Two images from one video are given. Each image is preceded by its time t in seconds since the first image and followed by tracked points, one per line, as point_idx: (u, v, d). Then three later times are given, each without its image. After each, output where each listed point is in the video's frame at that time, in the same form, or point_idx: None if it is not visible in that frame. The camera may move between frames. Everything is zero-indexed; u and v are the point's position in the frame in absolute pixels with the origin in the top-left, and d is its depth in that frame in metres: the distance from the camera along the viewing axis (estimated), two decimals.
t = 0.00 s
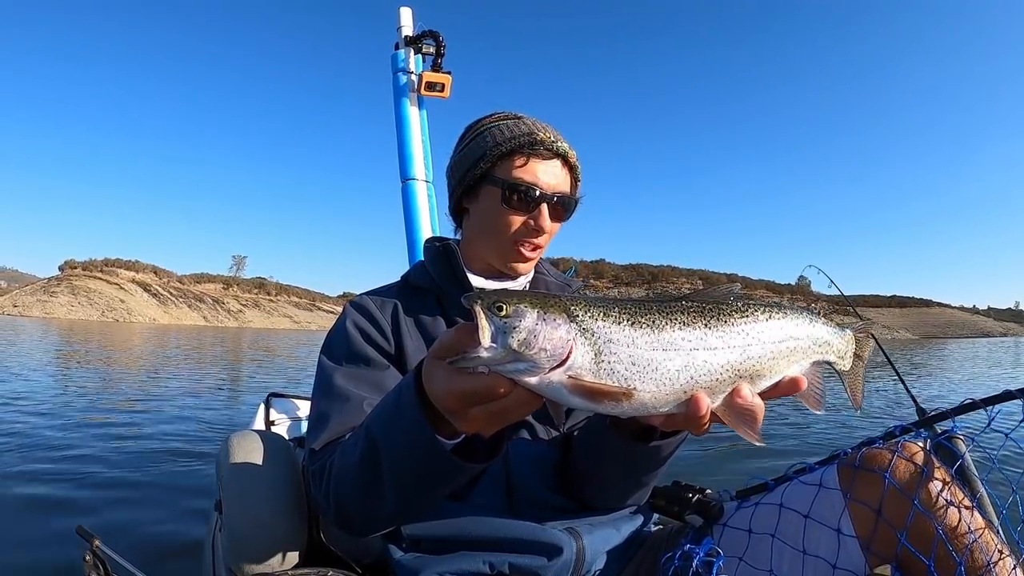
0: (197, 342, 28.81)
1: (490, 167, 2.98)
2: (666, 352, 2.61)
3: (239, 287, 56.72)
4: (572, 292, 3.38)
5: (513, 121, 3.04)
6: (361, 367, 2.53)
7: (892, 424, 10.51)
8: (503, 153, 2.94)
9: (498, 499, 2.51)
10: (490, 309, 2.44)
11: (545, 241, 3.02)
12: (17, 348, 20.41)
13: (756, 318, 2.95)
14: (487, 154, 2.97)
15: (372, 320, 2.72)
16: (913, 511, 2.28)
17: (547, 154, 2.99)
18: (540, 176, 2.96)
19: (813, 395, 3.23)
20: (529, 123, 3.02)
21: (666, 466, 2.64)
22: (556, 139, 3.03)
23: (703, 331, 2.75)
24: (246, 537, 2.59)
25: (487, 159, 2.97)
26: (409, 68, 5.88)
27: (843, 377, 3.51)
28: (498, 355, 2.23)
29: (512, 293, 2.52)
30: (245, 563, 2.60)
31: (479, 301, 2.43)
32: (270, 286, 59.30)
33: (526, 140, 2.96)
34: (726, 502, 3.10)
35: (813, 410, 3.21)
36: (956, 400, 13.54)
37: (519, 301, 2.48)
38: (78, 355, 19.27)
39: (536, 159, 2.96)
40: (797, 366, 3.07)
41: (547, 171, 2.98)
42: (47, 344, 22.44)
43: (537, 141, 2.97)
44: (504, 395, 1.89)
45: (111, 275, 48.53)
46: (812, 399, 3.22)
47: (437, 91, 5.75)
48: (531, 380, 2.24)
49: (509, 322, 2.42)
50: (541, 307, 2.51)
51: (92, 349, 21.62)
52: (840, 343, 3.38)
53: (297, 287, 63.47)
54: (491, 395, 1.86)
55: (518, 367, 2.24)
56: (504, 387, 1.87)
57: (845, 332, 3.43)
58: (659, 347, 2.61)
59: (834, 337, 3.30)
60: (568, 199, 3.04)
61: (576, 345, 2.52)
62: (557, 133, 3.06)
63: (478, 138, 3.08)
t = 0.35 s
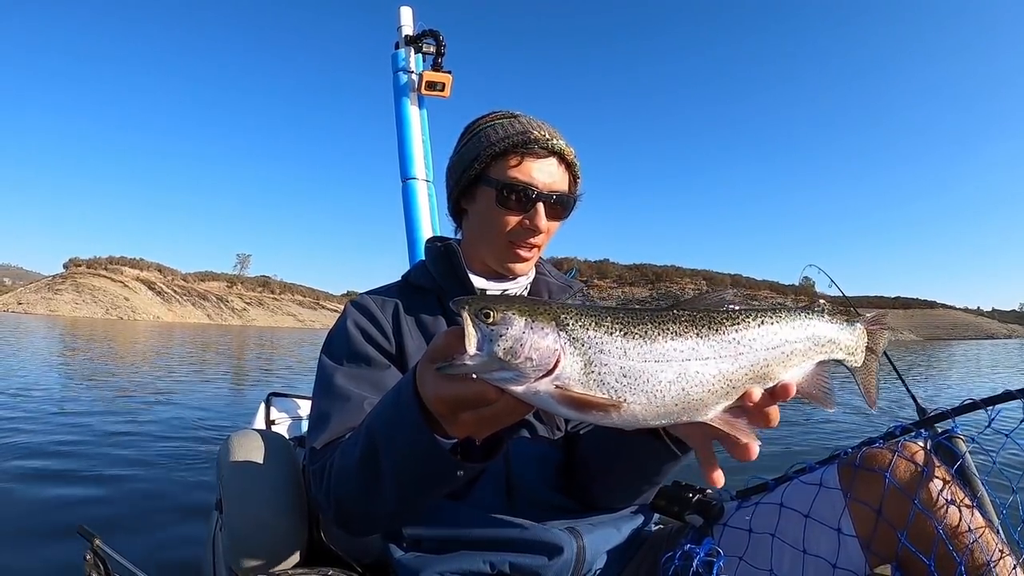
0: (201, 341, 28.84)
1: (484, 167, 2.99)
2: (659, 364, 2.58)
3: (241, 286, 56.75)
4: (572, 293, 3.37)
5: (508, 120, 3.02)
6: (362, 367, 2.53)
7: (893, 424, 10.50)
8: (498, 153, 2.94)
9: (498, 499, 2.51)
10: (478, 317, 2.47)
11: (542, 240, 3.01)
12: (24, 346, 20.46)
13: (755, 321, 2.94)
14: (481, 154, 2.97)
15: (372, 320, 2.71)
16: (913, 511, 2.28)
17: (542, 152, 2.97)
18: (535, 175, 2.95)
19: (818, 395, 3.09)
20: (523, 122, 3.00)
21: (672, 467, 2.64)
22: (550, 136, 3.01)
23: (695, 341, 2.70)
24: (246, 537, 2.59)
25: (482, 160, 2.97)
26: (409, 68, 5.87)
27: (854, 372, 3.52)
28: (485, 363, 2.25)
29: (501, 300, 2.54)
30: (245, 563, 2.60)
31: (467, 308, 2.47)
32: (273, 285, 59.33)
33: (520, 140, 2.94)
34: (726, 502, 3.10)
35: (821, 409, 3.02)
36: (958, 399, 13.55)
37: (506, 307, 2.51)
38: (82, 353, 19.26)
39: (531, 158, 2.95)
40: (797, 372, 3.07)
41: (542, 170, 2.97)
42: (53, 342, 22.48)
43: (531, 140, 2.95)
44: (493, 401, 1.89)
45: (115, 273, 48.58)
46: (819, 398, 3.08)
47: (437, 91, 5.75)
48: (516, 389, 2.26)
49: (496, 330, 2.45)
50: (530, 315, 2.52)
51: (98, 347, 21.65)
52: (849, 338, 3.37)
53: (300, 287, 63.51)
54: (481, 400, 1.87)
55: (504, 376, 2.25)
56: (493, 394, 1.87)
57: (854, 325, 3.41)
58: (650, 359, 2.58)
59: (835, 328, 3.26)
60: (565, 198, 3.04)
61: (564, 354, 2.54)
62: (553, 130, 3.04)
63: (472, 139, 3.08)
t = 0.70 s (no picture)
0: (205, 340, 28.88)
1: (479, 166, 2.99)
2: (657, 363, 2.61)
3: (244, 286, 56.80)
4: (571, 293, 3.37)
5: (503, 119, 3.01)
6: (361, 368, 2.53)
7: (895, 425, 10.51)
8: (492, 152, 2.94)
9: (497, 498, 2.50)
10: (478, 306, 2.45)
11: (537, 239, 3.01)
12: (32, 346, 20.51)
13: (758, 331, 2.96)
14: (476, 153, 2.97)
15: (371, 321, 2.71)
16: (913, 511, 2.28)
17: (536, 151, 2.96)
18: (529, 174, 2.94)
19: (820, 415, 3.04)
20: (519, 121, 2.99)
21: (673, 469, 2.64)
22: (545, 135, 2.99)
23: (694, 343, 2.74)
24: (245, 537, 2.59)
25: (476, 160, 2.98)
26: (409, 67, 5.87)
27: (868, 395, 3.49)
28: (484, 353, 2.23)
29: (501, 292, 2.53)
30: (244, 564, 2.60)
31: (467, 297, 2.44)
32: (276, 285, 59.38)
33: (514, 139, 2.94)
34: (726, 502, 3.10)
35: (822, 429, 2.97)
36: (960, 400, 13.56)
37: (507, 299, 2.50)
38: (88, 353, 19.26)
39: (526, 157, 2.94)
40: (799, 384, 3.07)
41: (537, 169, 2.96)
42: (60, 342, 22.55)
43: (525, 139, 2.94)
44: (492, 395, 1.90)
45: (118, 273, 48.67)
46: (819, 419, 3.05)
47: (437, 91, 5.75)
48: (514, 380, 2.23)
49: (496, 320, 2.43)
50: (529, 308, 2.53)
51: (104, 347, 21.66)
52: (860, 358, 3.40)
53: (303, 287, 63.54)
54: (480, 393, 1.87)
55: (502, 367, 2.24)
56: (491, 386, 1.87)
57: (866, 349, 3.44)
58: (650, 358, 2.61)
59: (837, 345, 3.23)
60: (562, 197, 3.04)
61: (563, 347, 2.54)
62: (549, 129, 3.03)
63: (468, 138, 3.08)
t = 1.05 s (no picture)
0: (211, 342, 28.99)
1: (479, 168, 2.99)
2: (698, 358, 2.58)
3: (247, 287, 56.96)
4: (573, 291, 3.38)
5: (504, 120, 3.00)
6: (366, 367, 2.53)
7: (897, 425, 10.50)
8: (492, 153, 2.93)
9: (500, 499, 2.50)
10: (524, 304, 2.37)
11: (537, 241, 3.02)
12: (37, 347, 20.59)
13: (783, 323, 2.97)
14: (475, 156, 2.97)
15: (374, 320, 2.71)
16: (913, 511, 2.28)
17: (537, 153, 2.95)
18: (529, 176, 2.94)
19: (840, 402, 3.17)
20: (520, 121, 2.97)
21: (682, 471, 2.65)
22: (546, 136, 2.98)
23: (730, 339, 2.72)
24: (246, 536, 2.60)
25: (476, 161, 2.97)
26: (409, 68, 5.88)
27: (866, 381, 3.50)
28: (532, 352, 2.22)
29: (546, 289, 2.45)
30: (243, 563, 2.60)
31: (513, 295, 2.35)
32: (279, 286, 59.53)
33: (514, 141, 2.92)
34: (726, 502, 3.10)
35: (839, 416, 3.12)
36: (963, 400, 13.54)
37: (553, 297, 2.43)
38: (93, 354, 19.31)
39: (526, 159, 2.94)
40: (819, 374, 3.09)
41: (537, 171, 2.95)
42: (66, 344, 22.70)
43: (526, 141, 2.93)
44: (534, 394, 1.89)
45: (123, 275, 48.88)
46: (837, 406, 3.16)
47: (437, 91, 5.75)
48: (562, 380, 2.22)
49: (544, 319, 2.36)
50: (574, 306, 2.47)
51: (109, 348, 21.73)
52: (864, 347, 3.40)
53: (307, 288, 63.65)
54: (521, 394, 1.85)
55: (550, 366, 2.22)
56: (536, 386, 1.86)
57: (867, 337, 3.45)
58: (691, 354, 2.58)
59: (853, 340, 3.31)
60: (563, 199, 3.03)
61: (610, 346, 2.49)
62: (549, 130, 3.02)
63: (469, 137, 3.07)
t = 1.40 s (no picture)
0: (215, 342, 29.04)
1: (483, 166, 3.01)
2: (715, 374, 2.56)
3: (250, 287, 56.99)
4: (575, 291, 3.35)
5: (511, 119, 3.00)
6: (370, 366, 2.53)
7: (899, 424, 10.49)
8: (494, 151, 2.95)
9: (502, 500, 2.50)
10: (542, 332, 2.37)
11: (536, 242, 3.00)
12: (43, 348, 20.69)
13: (797, 330, 2.97)
14: (479, 153, 2.99)
15: (377, 318, 2.71)
16: (913, 511, 2.28)
17: (540, 154, 2.94)
18: (529, 176, 2.92)
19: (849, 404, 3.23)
20: (526, 121, 2.96)
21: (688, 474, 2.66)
22: (551, 138, 2.97)
23: (747, 350, 2.71)
24: (246, 536, 2.59)
25: (480, 159, 3.00)
26: (409, 68, 5.88)
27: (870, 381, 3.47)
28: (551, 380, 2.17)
29: (564, 316, 2.46)
30: (244, 564, 2.60)
31: (530, 323, 2.37)
32: (282, 286, 59.59)
33: (517, 140, 2.92)
34: (726, 503, 3.10)
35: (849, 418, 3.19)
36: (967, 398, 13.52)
37: (571, 323, 2.43)
38: (98, 355, 19.36)
39: (527, 160, 2.92)
40: (831, 376, 3.07)
41: (538, 171, 2.93)
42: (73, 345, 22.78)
43: (529, 141, 2.92)
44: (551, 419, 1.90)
45: (127, 275, 48.96)
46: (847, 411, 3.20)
47: (437, 91, 5.75)
48: (583, 408, 2.16)
49: (562, 346, 2.35)
50: (594, 331, 2.46)
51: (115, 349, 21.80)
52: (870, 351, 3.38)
53: (310, 288, 63.72)
54: (540, 420, 1.85)
55: (571, 394, 2.15)
56: (554, 412, 1.87)
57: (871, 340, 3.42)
58: (708, 369, 2.56)
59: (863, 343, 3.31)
60: (565, 203, 3.01)
61: (628, 372, 2.46)
62: (557, 132, 3.00)
63: (478, 134, 3.09)
